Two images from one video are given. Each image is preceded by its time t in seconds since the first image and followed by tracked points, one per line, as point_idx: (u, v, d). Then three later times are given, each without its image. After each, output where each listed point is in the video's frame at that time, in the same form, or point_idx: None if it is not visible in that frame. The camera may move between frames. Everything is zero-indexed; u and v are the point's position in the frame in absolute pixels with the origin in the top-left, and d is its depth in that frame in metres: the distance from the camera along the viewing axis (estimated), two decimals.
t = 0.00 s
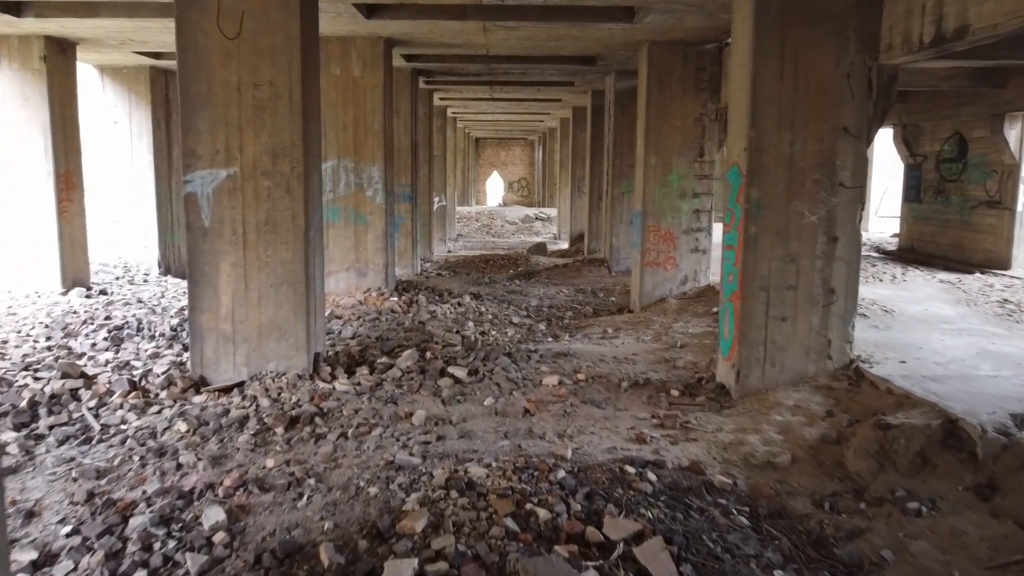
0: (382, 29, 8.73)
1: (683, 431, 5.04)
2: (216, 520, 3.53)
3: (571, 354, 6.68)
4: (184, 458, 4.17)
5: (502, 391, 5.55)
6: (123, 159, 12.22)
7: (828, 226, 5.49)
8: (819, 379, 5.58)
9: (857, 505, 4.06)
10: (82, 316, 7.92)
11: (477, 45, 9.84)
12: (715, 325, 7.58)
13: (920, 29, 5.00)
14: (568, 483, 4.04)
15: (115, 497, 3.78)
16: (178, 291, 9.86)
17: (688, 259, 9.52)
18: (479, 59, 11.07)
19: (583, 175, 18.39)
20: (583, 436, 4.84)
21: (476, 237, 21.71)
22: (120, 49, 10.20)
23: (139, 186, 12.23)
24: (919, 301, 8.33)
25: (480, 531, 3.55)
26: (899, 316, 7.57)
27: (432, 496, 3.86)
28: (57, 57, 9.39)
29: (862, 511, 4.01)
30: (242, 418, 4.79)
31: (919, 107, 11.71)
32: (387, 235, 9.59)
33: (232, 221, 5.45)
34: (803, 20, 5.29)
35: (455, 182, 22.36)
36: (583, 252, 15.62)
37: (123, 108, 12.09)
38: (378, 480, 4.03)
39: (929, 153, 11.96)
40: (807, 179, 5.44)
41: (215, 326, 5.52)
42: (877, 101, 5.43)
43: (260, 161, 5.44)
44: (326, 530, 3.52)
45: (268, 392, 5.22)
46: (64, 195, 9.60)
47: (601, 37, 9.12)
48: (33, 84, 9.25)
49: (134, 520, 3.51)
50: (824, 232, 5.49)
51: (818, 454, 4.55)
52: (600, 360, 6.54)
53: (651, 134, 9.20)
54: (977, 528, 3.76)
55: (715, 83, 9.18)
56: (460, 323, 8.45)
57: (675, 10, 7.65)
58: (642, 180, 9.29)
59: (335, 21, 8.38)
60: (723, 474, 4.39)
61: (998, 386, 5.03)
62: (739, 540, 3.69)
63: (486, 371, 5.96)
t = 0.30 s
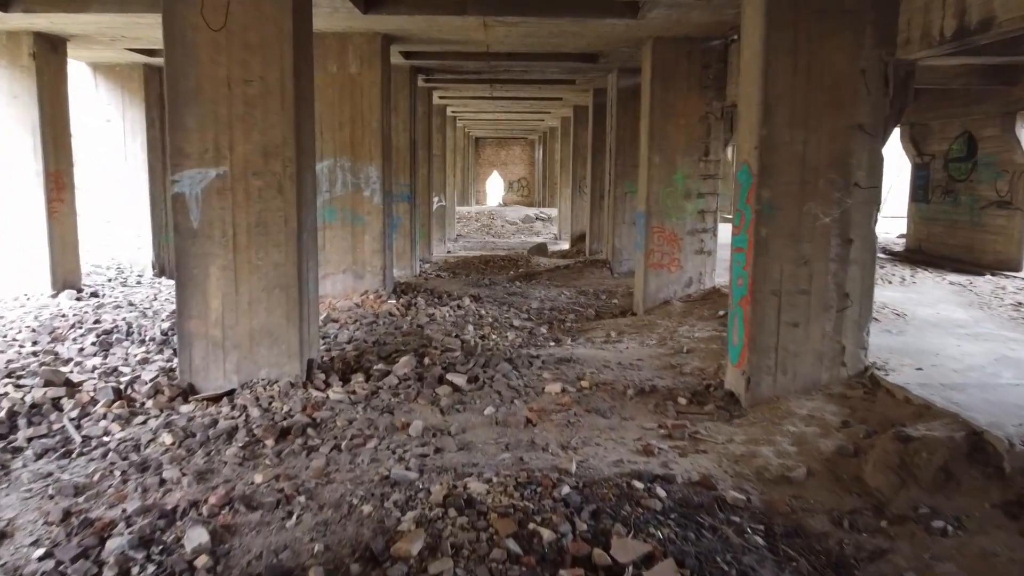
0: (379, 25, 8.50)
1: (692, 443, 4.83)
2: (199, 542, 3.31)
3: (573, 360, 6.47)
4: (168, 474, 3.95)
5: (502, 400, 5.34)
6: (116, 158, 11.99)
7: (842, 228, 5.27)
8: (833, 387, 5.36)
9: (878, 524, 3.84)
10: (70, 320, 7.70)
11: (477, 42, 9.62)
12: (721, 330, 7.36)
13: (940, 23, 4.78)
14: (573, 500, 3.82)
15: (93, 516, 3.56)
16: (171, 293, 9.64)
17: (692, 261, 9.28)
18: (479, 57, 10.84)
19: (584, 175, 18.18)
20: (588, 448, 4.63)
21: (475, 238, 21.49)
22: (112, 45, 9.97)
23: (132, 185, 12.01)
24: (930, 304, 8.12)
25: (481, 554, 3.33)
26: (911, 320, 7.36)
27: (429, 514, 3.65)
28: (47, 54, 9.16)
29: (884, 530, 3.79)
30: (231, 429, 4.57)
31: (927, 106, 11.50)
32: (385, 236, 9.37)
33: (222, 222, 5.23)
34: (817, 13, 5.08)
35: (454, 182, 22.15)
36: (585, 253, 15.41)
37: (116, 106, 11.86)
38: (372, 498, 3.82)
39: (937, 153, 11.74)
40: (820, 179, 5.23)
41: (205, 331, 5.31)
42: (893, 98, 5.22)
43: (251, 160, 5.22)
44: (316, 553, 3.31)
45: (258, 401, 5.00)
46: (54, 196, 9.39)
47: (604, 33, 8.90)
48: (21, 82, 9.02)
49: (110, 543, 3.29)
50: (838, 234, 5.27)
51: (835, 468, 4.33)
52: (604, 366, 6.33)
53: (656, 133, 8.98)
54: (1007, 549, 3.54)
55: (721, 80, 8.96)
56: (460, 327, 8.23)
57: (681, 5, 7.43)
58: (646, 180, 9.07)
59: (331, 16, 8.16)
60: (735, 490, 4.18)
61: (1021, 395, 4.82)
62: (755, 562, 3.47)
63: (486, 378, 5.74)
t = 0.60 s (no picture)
0: (376, 20, 8.28)
1: (702, 455, 4.60)
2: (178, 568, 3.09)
3: (576, 366, 6.24)
4: (148, 492, 3.73)
5: (503, 410, 5.11)
6: (108, 157, 11.80)
7: (858, 230, 5.04)
8: (848, 396, 5.13)
9: (903, 545, 3.60)
10: (57, 325, 7.48)
11: (477, 38, 9.39)
12: (729, 334, 7.14)
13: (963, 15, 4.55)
14: (578, 520, 3.59)
15: (66, 539, 3.33)
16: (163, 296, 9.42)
17: (697, 263, 9.05)
18: (479, 54, 10.62)
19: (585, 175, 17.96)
20: (593, 462, 4.40)
21: (475, 238, 21.26)
22: (102, 42, 9.74)
23: (124, 184, 11.85)
24: (942, 307, 7.89)
25: None
26: (925, 324, 7.13)
27: (425, 537, 3.42)
28: (35, 50, 8.94)
29: (909, 551, 3.55)
30: (217, 443, 4.35)
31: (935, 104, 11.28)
32: (382, 237, 9.13)
33: (210, 223, 4.99)
34: (833, 5, 4.85)
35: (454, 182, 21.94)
36: (586, 254, 15.18)
37: (108, 105, 11.68)
38: (364, 518, 3.59)
39: (946, 152, 11.52)
40: (835, 178, 5.00)
41: (192, 338, 5.08)
42: (911, 94, 4.98)
43: (240, 158, 4.99)
44: None
45: (247, 412, 4.77)
46: (43, 197, 9.17)
47: (607, 29, 8.68)
48: (9, 79, 8.80)
49: (83, 569, 3.06)
50: (854, 236, 5.04)
51: (855, 484, 4.10)
52: (609, 373, 6.10)
53: (660, 131, 8.75)
54: None
55: (727, 77, 8.74)
56: (459, 331, 8.01)
57: None
58: (650, 180, 8.84)
59: (326, 11, 7.93)
60: (749, 507, 3.94)
61: None
62: None
63: (486, 386, 5.51)
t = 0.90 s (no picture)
0: (372, 15, 8.04)
1: (713, 471, 4.36)
2: None
3: (579, 374, 5.99)
4: (125, 513, 3.49)
5: (503, 421, 4.87)
6: (100, 154, 11.56)
7: (875, 233, 4.81)
8: (865, 407, 4.89)
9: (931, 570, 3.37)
10: (42, 330, 7.24)
11: (477, 35, 9.15)
12: (736, 340, 6.90)
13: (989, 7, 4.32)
14: (583, 545, 3.36)
15: (32, 567, 3.10)
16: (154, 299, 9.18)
17: (703, 265, 8.80)
18: (478, 51, 10.37)
19: (586, 175, 17.72)
20: (598, 478, 4.17)
21: (475, 238, 21.03)
22: (92, 38, 9.50)
23: (116, 184, 11.59)
24: (956, 311, 7.65)
25: None
26: (940, 329, 6.89)
27: (420, 564, 3.19)
28: (22, 46, 8.70)
29: None
30: (201, 458, 4.11)
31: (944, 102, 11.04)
32: (379, 239, 8.89)
33: (196, 226, 4.75)
34: None
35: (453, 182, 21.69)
36: (587, 255, 14.95)
37: (100, 102, 11.43)
38: (355, 542, 3.36)
39: (955, 151, 11.29)
40: (851, 178, 4.76)
41: (177, 346, 4.84)
42: (932, 90, 4.74)
43: (227, 158, 4.75)
44: None
45: (234, 425, 4.53)
46: (30, 198, 8.94)
47: (610, 24, 8.43)
48: None
49: None
50: (872, 239, 4.80)
51: (876, 503, 3.86)
52: (613, 381, 5.86)
53: (664, 129, 8.51)
54: None
55: (733, 74, 8.51)
56: (457, 335, 7.77)
57: None
58: (654, 180, 8.60)
59: (320, 6, 7.68)
60: (765, 528, 3.70)
61: None
62: None
63: (486, 396, 5.27)
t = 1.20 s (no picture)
0: (368, 11, 7.79)
1: (726, 488, 4.12)
2: None
3: (583, 383, 5.74)
4: (96, 539, 3.25)
5: (503, 435, 4.62)
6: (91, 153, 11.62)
7: (896, 236, 4.56)
8: (884, 420, 4.65)
9: None
10: (25, 336, 7.01)
11: (476, 31, 8.91)
12: (745, 346, 6.65)
13: None
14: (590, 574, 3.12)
15: None
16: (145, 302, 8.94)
17: (708, 268, 8.55)
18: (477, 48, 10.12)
19: (587, 174, 17.48)
20: (605, 497, 3.92)
21: (474, 239, 20.78)
22: (81, 34, 9.26)
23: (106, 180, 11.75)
24: (972, 316, 7.40)
25: None
26: (956, 334, 6.64)
27: None
28: (7, 43, 8.47)
29: None
30: (182, 477, 3.86)
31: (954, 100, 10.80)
32: (376, 241, 8.63)
33: (179, 229, 4.50)
34: None
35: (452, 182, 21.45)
36: (589, 256, 14.70)
37: (91, 101, 11.44)
38: (343, 572, 3.11)
39: (965, 150, 11.04)
40: (871, 179, 4.51)
41: (160, 355, 4.59)
42: (955, 85, 4.49)
43: (212, 157, 4.50)
44: None
45: (219, 440, 4.28)
46: (17, 198, 8.72)
47: (613, 20, 8.18)
48: None
49: None
50: (892, 243, 4.55)
51: (902, 526, 3.62)
52: (618, 390, 5.60)
53: (669, 128, 8.26)
54: None
55: (740, 71, 8.26)
56: (456, 341, 7.53)
57: None
58: (659, 180, 8.35)
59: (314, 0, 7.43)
60: (784, 553, 3.46)
61: None
62: None
63: (485, 407, 5.03)
